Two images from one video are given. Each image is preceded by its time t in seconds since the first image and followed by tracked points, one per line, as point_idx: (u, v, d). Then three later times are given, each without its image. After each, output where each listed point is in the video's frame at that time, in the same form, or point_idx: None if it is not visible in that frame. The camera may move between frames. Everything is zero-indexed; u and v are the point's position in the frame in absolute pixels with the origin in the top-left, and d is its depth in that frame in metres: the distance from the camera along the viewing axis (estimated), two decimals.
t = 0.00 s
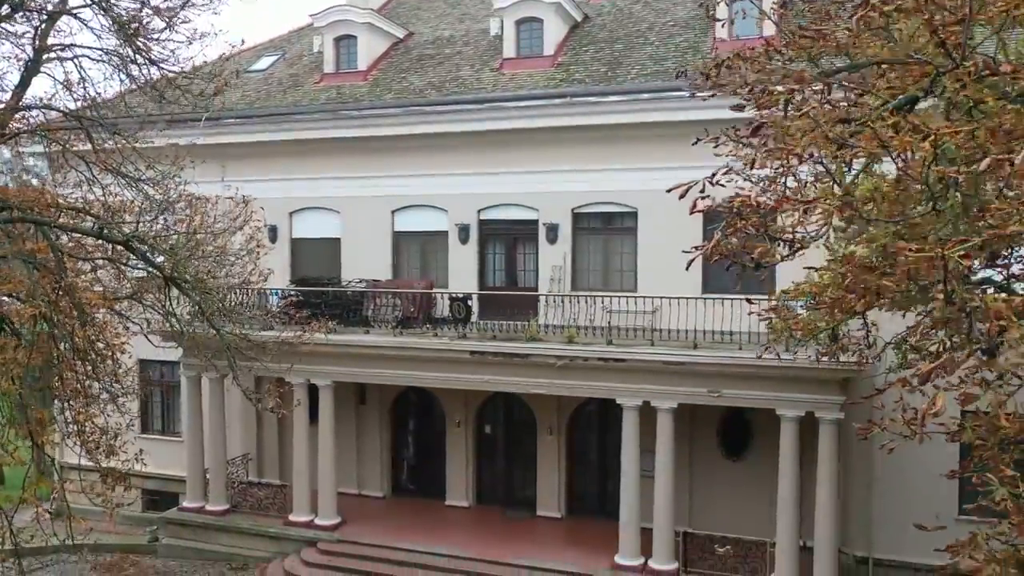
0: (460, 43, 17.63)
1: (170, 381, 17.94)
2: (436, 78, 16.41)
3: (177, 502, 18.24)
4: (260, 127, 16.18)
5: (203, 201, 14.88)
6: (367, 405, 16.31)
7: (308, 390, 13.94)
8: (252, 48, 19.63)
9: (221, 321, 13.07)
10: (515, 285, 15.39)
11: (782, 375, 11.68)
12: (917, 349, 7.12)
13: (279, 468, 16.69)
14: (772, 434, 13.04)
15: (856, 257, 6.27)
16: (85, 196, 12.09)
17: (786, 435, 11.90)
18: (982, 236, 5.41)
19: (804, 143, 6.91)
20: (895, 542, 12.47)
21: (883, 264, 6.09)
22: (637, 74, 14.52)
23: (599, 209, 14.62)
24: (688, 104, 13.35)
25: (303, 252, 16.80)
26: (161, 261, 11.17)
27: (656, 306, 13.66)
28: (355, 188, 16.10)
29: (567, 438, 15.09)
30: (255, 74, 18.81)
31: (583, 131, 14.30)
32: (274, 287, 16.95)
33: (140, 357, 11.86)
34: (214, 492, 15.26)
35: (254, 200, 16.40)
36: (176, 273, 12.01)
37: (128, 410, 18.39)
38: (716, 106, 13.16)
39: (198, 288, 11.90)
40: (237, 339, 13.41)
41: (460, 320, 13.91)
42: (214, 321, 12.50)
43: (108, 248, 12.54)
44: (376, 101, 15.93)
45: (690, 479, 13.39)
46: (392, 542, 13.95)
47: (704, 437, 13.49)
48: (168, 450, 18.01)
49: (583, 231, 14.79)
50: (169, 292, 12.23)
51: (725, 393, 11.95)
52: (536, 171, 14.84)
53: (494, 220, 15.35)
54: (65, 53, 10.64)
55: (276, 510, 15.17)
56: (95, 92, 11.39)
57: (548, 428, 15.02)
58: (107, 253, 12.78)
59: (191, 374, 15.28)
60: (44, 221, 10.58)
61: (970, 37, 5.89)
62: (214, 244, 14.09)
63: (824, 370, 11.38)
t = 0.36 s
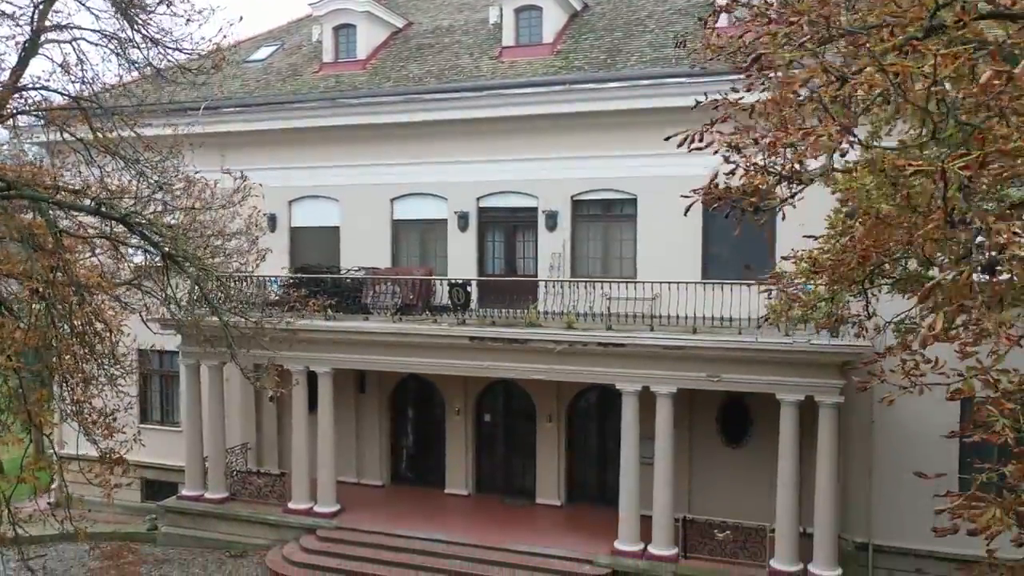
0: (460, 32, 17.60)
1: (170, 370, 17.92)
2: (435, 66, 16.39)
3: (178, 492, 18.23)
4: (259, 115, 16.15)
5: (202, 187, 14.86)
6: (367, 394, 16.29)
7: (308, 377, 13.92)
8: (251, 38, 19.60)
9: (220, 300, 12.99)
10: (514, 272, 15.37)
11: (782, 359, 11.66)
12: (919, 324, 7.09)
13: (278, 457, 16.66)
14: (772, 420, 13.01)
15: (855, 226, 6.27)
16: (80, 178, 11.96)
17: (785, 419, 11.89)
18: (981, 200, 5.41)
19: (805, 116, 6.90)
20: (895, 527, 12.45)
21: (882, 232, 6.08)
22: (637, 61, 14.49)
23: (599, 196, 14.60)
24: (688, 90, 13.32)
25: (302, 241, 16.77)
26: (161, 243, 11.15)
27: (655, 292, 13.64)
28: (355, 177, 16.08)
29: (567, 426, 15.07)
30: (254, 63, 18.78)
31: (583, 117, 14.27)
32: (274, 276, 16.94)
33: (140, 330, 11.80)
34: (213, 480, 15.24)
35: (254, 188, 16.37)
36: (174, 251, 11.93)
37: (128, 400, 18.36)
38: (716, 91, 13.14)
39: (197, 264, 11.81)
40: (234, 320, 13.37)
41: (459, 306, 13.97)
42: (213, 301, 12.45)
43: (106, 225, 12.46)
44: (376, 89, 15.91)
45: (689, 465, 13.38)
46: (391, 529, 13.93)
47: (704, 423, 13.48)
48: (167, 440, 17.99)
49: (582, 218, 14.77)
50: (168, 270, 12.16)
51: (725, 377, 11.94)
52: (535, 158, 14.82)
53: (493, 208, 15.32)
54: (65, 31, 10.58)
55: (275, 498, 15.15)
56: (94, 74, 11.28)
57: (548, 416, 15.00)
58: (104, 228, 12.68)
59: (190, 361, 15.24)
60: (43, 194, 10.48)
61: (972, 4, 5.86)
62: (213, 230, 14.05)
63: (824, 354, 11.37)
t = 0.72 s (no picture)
0: (459, 21, 17.58)
1: (169, 360, 17.89)
2: (435, 55, 16.36)
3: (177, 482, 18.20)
4: (258, 104, 16.14)
5: (202, 172, 14.83)
6: (366, 382, 16.26)
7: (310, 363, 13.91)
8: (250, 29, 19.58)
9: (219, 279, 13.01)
10: (514, 260, 15.35)
11: (782, 343, 11.64)
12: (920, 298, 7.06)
13: (277, 446, 16.64)
14: (772, 406, 13.01)
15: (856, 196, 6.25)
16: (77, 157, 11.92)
17: (785, 403, 11.87)
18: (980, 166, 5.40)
19: (804, 89, 6.90)
20: (895, 513, 12.44)
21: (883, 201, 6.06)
22: (637, 48, 14.47)
23: (598, 183, 14.58)
24: (688, 76, 13.30)
25: (301, 230, 16.76)
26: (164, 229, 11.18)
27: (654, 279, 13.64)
28: (355, 165, 16.05)
29: (566, 414, 15.05)
30: (253, 53, 18.75)
31: (583, 104, 14.27)
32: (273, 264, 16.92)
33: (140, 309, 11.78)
34: (212, 468, 15.22)
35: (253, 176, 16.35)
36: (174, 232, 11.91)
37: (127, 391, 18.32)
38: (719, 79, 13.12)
39: (197, 243, 11.80)
40: (234, 301, 13.36)
41: (458, 292, 13.96)
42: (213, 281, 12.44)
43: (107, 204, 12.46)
44: (375, 77, 15.88)
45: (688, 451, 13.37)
46: (390, 516, 13.91)
47: (703, 409, 13.46)
48: (166, 430, 17.96)
49: (581, 206, 14.75)
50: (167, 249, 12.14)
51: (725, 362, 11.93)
52: (535, 145, 14.80)
53: (493, 196, 15.30)
54: (63, 12, 10.54)
55: (274, 487, 15.13)
56: (93, 55, 11.24)
57: (547, 403, 14.99)
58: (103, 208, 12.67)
59: (189, 349, 15.21)
60: (40, 170, 10.42)
61: None
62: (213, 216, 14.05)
63: (824, 339, 11.35)
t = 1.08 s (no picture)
0: (459, 10, 17.54)
1: (168, 350, 17.88)
2: (434, 43, 16.33)
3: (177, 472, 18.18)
4: (258, 92, 16.12)
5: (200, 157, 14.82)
6: (366, 371, 16.25)
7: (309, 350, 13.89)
8: (249, 19, 19.55)
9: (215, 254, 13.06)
10: (513, 248, 15.33)
11: (782, 327, 11.63)
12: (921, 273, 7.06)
13: (277, 435, 16.62)
14: (772, 392, 12.99)
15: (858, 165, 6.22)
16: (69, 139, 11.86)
17: (785, 387, 11.85)
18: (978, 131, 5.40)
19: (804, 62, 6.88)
20: (895, 499, 12.42)
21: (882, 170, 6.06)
22: (637, 35, 14.43)
23: (597, 171, 14.56)
24: (688, 62, 13.27)
25: (300, 219, 16.74)
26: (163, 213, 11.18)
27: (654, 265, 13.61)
28: (354, 153, 16.03)
29: (566, 402, 15.03)
30: (252, 43, 18.72)
31: (583, 91, 14.24)
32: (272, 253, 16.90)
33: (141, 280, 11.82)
34: (211, 456, 15.20)
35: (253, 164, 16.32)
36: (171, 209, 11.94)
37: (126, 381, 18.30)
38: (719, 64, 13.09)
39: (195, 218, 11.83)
40: (230, 277, 13.40)
41: (457, 279, 13.93)
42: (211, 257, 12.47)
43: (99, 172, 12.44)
44: (374, 65, 15.85)
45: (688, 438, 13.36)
46: (389, 503, 13.90)
47: (703, 395, 13.47)
48: (165, 419, 17.94)
49: (581, 193, 14.73)
50: (165, 226, 12.16)
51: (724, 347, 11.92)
52: (535, 133, 14.78)
53: (492, 184, 15.27)
54: None
55: (274, 475, 15.13)
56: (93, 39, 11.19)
57: (547, 391, 14.97)
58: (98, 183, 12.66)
59: (189, 337, 15.19)
60: (37, 147, 10.41)
61: None
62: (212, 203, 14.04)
63: (824, 323, 11.33)
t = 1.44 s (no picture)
0: None
1: (167, 340, 17.86)
2: (434, 32, 16.29)
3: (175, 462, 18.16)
4: (257, 80, 16.08)
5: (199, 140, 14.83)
6: (365, 359, 16.22)
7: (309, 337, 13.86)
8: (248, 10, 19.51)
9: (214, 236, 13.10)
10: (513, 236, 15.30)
11: (782, 312, 11.60)
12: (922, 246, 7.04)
13: (276, 424, 16.59)
14: (773, 378, 12.97)
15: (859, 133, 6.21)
16: (66, 116, 11.87)
17: (785, 372, 11.83)
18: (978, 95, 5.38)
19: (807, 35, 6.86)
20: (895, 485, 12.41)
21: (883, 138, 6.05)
22: (638, 22, 14.39)
23: (597, 158, 14.53)
24: (688, 48, 13.23)
25: (300, 208, 16.72)
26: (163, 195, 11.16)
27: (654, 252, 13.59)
28: (354, 141, 16.01)
29: (566, 390, 15.00)
30: (252, 34, 18.68)
31: (583, 78, 14.20)
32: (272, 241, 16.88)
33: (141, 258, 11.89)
34: (210, 444, 15.18)
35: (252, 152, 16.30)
36: (171, 186, 12.00)
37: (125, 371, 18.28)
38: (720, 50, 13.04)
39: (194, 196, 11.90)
40: (229, 256, 13.47)
41: (457, 265, 13.91)
42: (210, 235, 12.53)
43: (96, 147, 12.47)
44: (374, 53, 15.81)
45: (688, 424, 13.34)
46: (389, 491, 13.88)
47: (703, 381, 13.44)
48: (164, 410, 17.92)
49: (580, 180, 14.70)
50: (163, 205, 12.20)
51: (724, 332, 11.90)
52: (534, 120, 14.74)
53: (492, 172, 15.25)
54: None
55: (273, 463, 15.09)
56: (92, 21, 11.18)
57: (547, 378, 14.93)
58: (97, 162, 12.68)
59: (187, 325, 15.16)
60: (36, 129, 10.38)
61: None
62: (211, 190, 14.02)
63: (825, 307, 11.30)
